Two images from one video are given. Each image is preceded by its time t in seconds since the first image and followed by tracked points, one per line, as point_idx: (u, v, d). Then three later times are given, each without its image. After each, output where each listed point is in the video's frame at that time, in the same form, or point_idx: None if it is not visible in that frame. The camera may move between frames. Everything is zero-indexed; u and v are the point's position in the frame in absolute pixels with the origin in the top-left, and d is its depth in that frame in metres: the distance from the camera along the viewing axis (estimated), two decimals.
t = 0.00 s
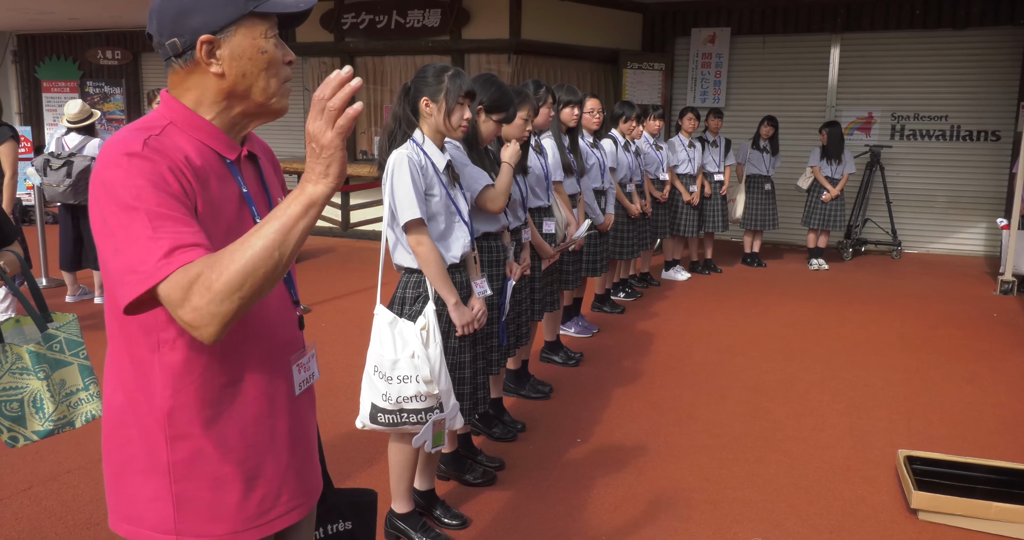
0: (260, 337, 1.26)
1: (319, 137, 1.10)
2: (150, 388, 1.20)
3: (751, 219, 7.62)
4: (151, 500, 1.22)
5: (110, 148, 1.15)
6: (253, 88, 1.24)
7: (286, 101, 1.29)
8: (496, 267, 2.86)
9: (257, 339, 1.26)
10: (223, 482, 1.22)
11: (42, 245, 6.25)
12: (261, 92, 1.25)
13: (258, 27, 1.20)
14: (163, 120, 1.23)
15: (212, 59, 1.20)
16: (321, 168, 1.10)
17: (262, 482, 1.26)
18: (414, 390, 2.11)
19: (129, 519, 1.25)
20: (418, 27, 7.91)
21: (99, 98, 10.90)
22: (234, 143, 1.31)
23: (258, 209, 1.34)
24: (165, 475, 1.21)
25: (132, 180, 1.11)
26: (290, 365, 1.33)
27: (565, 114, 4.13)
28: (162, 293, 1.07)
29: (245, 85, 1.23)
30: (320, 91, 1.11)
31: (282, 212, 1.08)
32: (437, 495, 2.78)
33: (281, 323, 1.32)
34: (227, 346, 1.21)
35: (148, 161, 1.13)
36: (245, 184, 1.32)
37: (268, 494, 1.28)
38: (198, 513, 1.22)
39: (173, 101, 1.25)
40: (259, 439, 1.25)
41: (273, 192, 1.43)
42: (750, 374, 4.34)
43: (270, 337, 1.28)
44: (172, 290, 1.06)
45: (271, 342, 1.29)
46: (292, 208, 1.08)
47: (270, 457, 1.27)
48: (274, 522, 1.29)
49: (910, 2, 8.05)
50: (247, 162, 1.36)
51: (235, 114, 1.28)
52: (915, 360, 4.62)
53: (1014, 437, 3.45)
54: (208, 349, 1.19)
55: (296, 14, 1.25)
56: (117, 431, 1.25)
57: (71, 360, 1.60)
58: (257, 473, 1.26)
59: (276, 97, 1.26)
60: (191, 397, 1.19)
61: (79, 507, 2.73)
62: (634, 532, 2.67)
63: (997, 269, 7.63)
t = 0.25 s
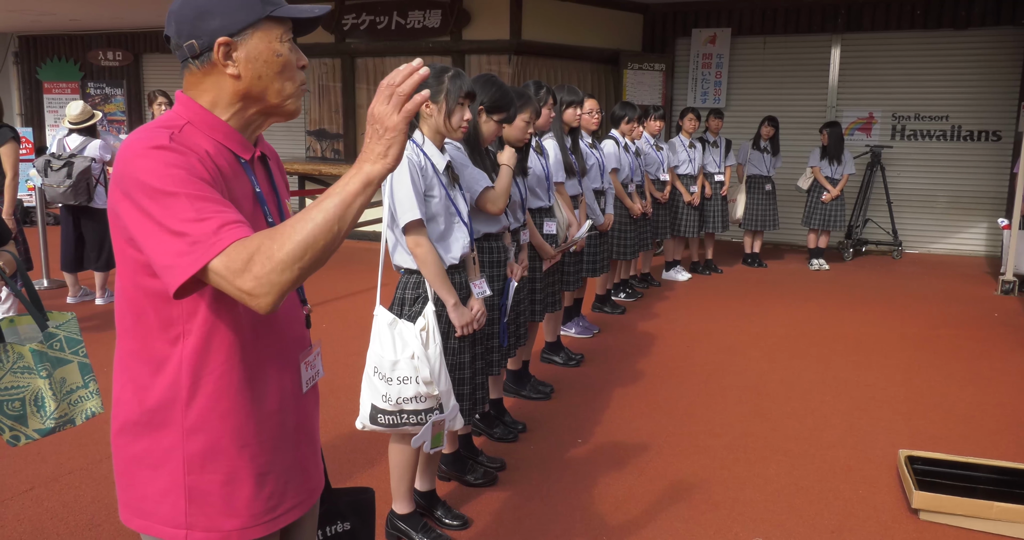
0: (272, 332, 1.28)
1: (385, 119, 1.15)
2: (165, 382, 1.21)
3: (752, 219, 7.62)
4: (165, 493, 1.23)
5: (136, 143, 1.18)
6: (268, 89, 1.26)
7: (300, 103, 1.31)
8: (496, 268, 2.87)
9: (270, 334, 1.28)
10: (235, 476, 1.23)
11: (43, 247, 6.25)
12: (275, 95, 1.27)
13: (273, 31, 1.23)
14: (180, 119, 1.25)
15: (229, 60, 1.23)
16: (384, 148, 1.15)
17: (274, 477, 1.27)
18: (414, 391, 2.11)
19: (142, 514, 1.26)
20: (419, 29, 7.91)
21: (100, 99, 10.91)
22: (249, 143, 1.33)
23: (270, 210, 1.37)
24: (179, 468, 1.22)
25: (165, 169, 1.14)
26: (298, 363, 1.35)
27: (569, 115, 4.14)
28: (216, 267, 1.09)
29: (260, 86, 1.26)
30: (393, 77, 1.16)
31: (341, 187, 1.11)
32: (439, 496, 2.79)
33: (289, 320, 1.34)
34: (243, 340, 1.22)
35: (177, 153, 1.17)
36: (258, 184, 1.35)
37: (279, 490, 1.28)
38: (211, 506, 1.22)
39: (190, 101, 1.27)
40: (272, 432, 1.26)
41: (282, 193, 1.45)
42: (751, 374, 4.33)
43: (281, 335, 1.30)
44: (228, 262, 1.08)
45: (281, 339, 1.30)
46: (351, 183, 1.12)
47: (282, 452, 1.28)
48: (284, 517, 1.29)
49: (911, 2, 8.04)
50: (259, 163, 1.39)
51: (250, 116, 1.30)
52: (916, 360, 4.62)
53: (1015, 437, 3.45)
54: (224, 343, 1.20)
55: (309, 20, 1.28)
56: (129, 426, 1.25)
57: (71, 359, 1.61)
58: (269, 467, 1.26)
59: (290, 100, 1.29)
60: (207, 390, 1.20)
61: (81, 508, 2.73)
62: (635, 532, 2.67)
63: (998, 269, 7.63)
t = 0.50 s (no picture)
0: (279, 330, 1.28)
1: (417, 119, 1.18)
2: (175, 377, 1.21)
3: (751, 220, 7.62)
4: (172, 489, 1.23)
5: (157, 138, 1.18)
6: (279, 91, 1.27)
7: (312, 105, 1.31)
8: (497, 269, 2.87)
9: (278, 332, 1.28)
10: (242, 472, 1.23)
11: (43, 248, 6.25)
12: (287, 96, 1.27)
13: (285, 33, 1.23)
14: (195, 118, 1.25)
15: (240, 62, 1.24)
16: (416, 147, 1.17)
17: (281, 474, 1.27)
18: (414, 392, 2.10)
19: (148, 511, 1.25)
20: (418, 30, 7.91)
21: (100, 101, 10.92)
22: (261, 145, 1.34)
23: (279, 210, 1.37)
24: (187, 464, 1.22)
25: (187, 164, 1.14)
26: (303, 363, 1.35)
27: (570, 115, 4.15)
28: (244, 257, 1.09)
29: (271, 88, 1.26)
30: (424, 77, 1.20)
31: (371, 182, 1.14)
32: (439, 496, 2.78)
33: (295, 320, 1.34)
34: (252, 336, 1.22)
35: (198, 150, 1.17)
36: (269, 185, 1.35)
37: (284, 487, 1.28)
38: (217, 502, 1.22)
39: (203, 101, 1.27)
40: (279, 429, 1.27)
41: (291, 195, 1.45)
42: (752, 374, 4.33)
43: (288, 333, 1.31)
44: (257, 254, 1.09)
45: (288, 338, 1.31)
46: (382, 180, 1.14)
47: (287, 450, 1.29)
48: (289, 514, 1.29)
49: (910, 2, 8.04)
50: (269, 166, 1.39)
51: (262, 117, 1.31)
52: (916, 360, 4.62)
53: (1016, 437, 3.45)
54: (234, 338, 1.20)
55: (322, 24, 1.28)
56: (137, 423, 1.25)
57: (68, 359, 1.61)
58: (275, 464, 1.26)
59: (301, 101, 1.28)
60: (217, 385, 1.20)
61: (81, 509, 2.73)
62: (636, 533, 2.67)
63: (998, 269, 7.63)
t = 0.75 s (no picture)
0: (285, 329, 1.28)
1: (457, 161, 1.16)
2: (181, 375, 1.21)
3: (752, 220, 7.62)
4: (175, 486, 1.23)
5: (167, 136, 1.18)
6: (284, 92, 1.26)
7: (319, 106, 1.30)
8: (498, 269, 2.88)
9: (284, 331, 1.28)
10: (245, 470, 1.22)
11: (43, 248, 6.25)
12: (292, 97, 1.27)
13: (291, 35, 1.23)
14: (205, 118, 1.26)
15: (246, 63, 1.24)
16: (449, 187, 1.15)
17: (284, 472, 1.27)
18: (415, 392, 2.10)
19: (150, 507, 1.25)
20: (418, 30, 7.91)
21: (101, 100, 10.92)
22: (268, 145, 1.33)
23: (285, 211, 1.37)
24: (191, 461, 1.21)
25: (197, 162, 1.14)
26: (307, 361, 1.35)
27: (571, 114, 4.21)
28: (255, 253, 1.08)
29: (276, 89, 1.26)
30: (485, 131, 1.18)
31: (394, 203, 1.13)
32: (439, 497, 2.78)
33: (301, 319, 1.35)
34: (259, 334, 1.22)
35: (208, 150, 1.17)
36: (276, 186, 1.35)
37: (287, 485, 1.28)
38: (219, 500, 1.22)
39: (212, 101, 1.27)
40: (283, 427, 1.27)
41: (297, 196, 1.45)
42: (752, 375, 4.33)
43: (293, 332, 1.31)
44: (268, 253, 1.08)
45: (293, 337, 1.31)
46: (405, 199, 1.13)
47: (291, 448, 1.28)
48: (291, 512, 1.29)
49: (911, 3, 8.03)
50: (277, 167, 1.39)
51: (268, 118, 1.30)
52: (916, 361, 4.62)
53: (1016, 438, 3.45)
54: (240, 336, 1.20)
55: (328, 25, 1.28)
56: (142, 419, 1.25)
57: (66, 356, 1.62)
58: (279, 462, 1.26)
59: (307, 103, 1.28)
60: (222, 382, 1.20)
61: (81, 509, 2.73)
62: (636, 533, 2.67)
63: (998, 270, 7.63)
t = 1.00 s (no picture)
0: (287, 331, 1.28)
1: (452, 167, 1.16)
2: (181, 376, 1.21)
3: (753, 221, 7.62)
4: (175, 485, 1.22)
5: (169, 136, 1.18)
6: (286, 99, 1.26)
7: (321, 115, 1.30)
8: (499, 269, 2.88)
9: (284, 332, 1.28)
10: (245, 471, 1.22)
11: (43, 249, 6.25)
12: (294, 104, 1.26)
13: (295, 43, 1.23)
14: (209, 119, 1.26)
15: (249, 69, 1.24)
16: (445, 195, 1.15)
17: (283, 473, 1.27)
18: (417, 392, 2.10)
19: (149, 506, 1.25)
20: (419, 29, 7.90)
21: (101, 101, 10.92)
22: (272, 149, 1.33)
23: (288, 214, 1.37)
24: (191, 461, 1.21)
25: (198, 166, 1.14)
26: (309, 363, 1.35)
27: (571, 114, 4.21)
28: (250, 262, 1.08)
29: (278, 96, 1.25)
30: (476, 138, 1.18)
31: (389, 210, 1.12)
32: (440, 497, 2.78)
33: (303, 321, 1.35)
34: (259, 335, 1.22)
35: (209, 153, 1.17)
36: (278, 188, 1.35)
37: (287, 486, 1.28)
38: (219, 500, 1.22)
39: (218, 103, 1.27)
40: (283, 428, 1.26)
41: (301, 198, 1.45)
42: (754, 375, 4.33)
43: (294, 333, 1.30)
44: (262, 262, 1.08)
45: (295, 338, 1.31)
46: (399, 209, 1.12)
47: (291, 449, 1.28)
48: (290, 513, 1.28)
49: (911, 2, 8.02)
50: (281, 168, 1.39)
51: (272, 123, 1.30)
52: (917, 361, 4.61)
53: (1018, 438, 3.44)
54: (241, 338, 1.20)
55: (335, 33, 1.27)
56: (142, 418, 1.25)
57: (67, 357, 1.62)
58: (279, 463, 1.26)
59: (308, 112, 1.28)
60: (223, 383, 1.20)
61: (82, 509, 2.73)
62: (637, 534, 2.67)
63: (999, 270, 7.62)
